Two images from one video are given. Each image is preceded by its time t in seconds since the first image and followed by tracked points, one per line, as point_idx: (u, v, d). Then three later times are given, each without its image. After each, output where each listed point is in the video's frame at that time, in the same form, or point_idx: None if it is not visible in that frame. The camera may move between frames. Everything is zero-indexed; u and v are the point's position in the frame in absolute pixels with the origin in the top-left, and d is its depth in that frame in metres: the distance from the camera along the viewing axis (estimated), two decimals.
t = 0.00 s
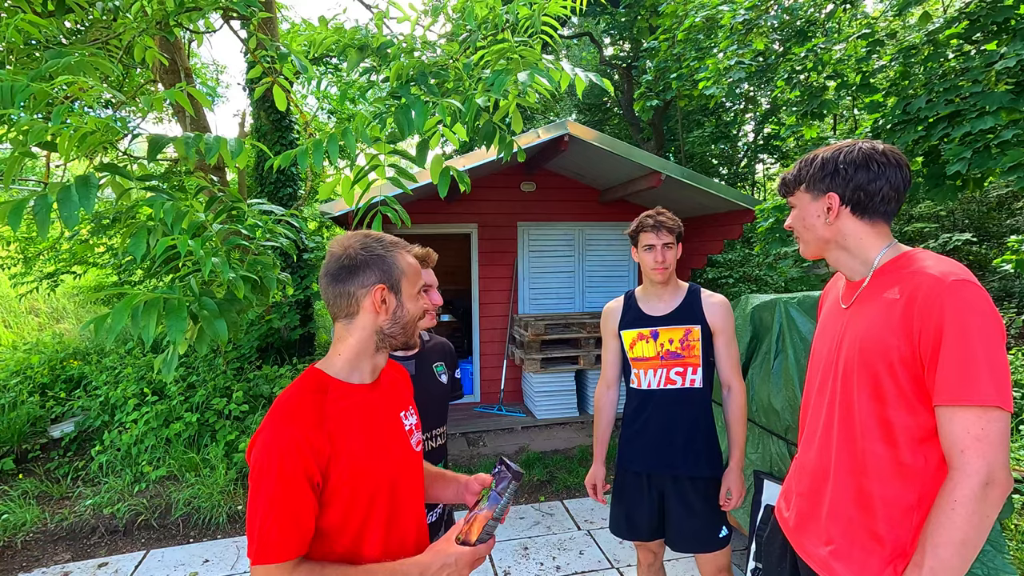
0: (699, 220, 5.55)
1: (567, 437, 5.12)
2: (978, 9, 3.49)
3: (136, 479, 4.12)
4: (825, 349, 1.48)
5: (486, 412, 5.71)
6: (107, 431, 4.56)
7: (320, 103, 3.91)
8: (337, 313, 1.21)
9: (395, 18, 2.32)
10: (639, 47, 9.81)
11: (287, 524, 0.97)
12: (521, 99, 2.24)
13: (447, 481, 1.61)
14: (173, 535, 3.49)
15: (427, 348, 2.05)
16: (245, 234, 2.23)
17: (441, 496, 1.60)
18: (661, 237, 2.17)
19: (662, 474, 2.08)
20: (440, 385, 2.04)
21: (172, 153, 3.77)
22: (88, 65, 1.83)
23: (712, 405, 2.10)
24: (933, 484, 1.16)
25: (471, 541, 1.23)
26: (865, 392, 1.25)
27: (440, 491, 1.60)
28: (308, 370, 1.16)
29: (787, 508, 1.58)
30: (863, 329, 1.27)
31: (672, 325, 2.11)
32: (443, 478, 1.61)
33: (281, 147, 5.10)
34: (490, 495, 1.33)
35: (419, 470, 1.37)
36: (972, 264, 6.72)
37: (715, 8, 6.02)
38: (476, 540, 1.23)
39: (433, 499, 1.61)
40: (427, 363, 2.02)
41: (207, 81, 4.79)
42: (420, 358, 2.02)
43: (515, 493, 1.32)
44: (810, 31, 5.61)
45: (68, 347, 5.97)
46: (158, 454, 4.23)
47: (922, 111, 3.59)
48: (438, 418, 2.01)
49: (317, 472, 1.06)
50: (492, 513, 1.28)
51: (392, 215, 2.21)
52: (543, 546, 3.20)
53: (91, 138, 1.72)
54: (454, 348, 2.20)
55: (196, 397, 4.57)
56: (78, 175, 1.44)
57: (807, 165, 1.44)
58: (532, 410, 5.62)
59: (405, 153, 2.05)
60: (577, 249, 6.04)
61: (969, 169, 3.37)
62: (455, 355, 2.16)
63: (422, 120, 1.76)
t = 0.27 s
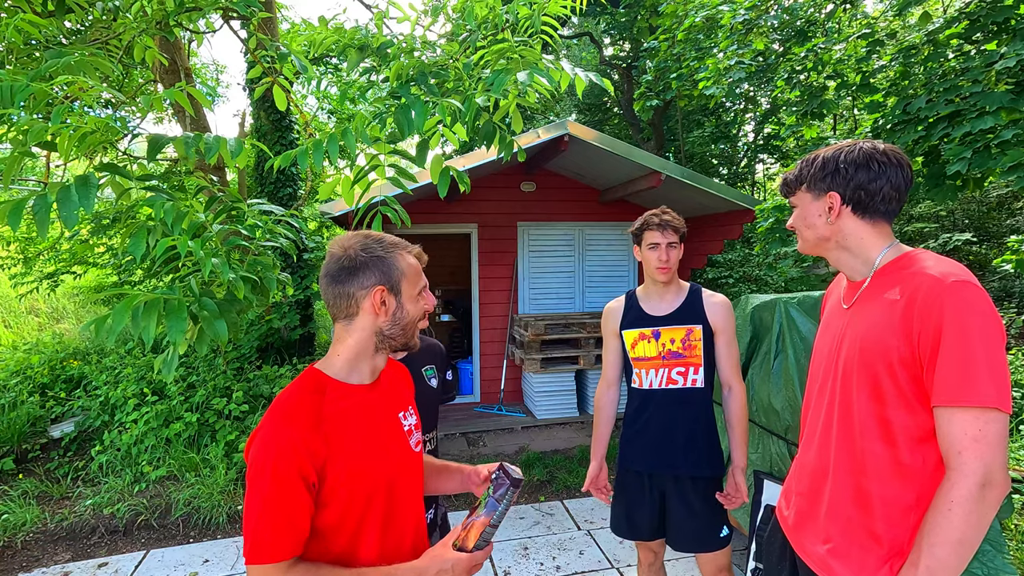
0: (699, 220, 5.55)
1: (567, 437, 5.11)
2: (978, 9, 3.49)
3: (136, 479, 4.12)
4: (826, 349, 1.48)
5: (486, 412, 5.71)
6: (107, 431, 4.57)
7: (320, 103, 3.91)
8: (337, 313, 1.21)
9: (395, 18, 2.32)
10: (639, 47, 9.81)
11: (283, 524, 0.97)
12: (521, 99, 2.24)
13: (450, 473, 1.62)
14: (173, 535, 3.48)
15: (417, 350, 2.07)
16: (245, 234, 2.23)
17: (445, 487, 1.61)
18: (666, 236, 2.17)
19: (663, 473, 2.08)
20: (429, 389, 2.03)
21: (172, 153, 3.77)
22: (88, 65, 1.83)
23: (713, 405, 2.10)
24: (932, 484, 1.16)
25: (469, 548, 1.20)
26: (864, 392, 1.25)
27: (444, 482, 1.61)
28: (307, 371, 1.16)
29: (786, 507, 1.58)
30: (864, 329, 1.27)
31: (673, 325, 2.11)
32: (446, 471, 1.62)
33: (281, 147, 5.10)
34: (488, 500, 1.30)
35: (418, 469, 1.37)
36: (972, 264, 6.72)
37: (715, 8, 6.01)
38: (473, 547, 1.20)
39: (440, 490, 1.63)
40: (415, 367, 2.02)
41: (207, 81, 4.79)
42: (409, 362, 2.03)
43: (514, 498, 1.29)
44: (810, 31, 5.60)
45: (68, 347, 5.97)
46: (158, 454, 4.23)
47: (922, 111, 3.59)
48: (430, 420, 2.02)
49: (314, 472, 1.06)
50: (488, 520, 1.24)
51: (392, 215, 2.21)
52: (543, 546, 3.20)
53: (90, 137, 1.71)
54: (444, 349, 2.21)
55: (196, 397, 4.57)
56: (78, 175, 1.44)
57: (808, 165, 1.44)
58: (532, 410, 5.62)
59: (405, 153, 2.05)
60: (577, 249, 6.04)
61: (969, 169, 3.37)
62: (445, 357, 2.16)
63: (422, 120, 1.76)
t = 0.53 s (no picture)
0: (699, 220, 5.55)
1: (567, 437, 5.11)
2: (978, 9, 3.49)
3: (136, 479, 4.12)
4: (826, 350, 1.48)
5: (486, 412, 5.71)
6: (107, 431, 4.57)
7: (320, 103, 3.91)
8: (335, 313, 1.21)
9: (395, 18, 2.32)
10: (639, 47, 9.81)
11: (279, 526, 0.97)
12: (521, 98, 2.24)
13: (455, 455, 1.63)
14: (173, 535, 3.48)
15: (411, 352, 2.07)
16: (245, 234, 2.23)
17: (452, 470, 1.62)
18: (668, 235, 2.16)
19: (665, 473, 2.08)
20: (423, 391, 2.05)
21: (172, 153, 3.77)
22: (88, 65, 1.83)
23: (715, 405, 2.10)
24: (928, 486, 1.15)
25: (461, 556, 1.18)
26: (861, 393, 1.25)
27: (450, 466, 1.62)
28: (306, 371, 1.17)
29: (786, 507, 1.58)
30: (862, 331, 1.27)
31: (676, 324, 2.11)
32: (450, 454, 1.63)
33: (281, 147, 5.10)
34: (481, 510, 1.30)
35: (418, 469, 1.37)
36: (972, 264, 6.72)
37: (715, 8, 6.01)
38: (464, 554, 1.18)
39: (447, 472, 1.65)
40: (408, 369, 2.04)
41: (207, 81, 4.79)
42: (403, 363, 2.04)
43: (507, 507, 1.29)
44: (810, 31, 5.60)
45: (68, 347, 5.98)
46: (158, 454, 4.24)
47: (922, 111, 3.59)
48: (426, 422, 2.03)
49: (311, 473, 1.06)
50: (481, 527, 1.23)
51: (392, 215, 2.21)
52: (543, 546, 3.21)
53: (91, 138, 1.72)
54: (438, 350, 2.22)
55: (196, 397, 4.57)
56: (78, 175, 1.44)
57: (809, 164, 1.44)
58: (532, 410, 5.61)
59: (405, 153, 2.05)
60: (577, 249, 6.04)
61: (969, 169, 3.37)
62: (440, 359, 2.18)
63: (422, 120, 1.76)
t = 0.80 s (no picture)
0: (699, 220, 5.55)
1: (566, 437, 5.12)
2: (978, 9, 3.49)
3: (136, 479, 4.12)
4: (826, 351, 1.48)
5: (486, 412, 5.72)
6: (107, 431, 4.57)
7: (320, 102, 3.91)
8: (331, 314, 1.21)
9: (395, 18, 2.33)
10: (639, 47, 9.81)
11: (276, 526, 0.97)
12: (521, 98, 2.24)
13: (462, 448, 1.63)
14: (173, 535, 3.48)
15: (415, 352, 2.05)
16: (245, 234, 2.23)
17: (458, 463, 1.62)
18: (671, 236, 2.17)
19: (667, 473, 2.07)
20: (430, 393, 2.04)
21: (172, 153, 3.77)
22: (88, 65, 1.83)
23: (716, 404, 2.10)
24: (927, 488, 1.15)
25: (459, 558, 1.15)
26: (860, 394, 1.25)
27: (457, 459, 1.62)
28: (302, 371, 1.17)
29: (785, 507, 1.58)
30: (862, 332, 1.27)
31: (677, 324, 2.11)
32: (456, 448, 1.63)
33: (281, 147, 5.10)
34: (478, 512, 1.28)
35: (416, 468, 1.37)
36: (972, 264, 6.72)
37: (715, 8, 6.01)
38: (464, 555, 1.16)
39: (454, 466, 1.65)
40: (415, 370, 2.03)
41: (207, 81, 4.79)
42: (407, 364, 2.02)
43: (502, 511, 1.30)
44: (810, 31, 5.60)
45: (68, 347, 5.98)
46: (158, 454, 4.24)
47: (922, 111, 3.59)
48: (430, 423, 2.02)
49: (307, 473, 1.06)
50: (480, 528, 1.22)
51: (391, 215, 2.20)
52: (543, 546, 3.20)
53: (91, 138, 1.73)
54: (442, 349, 2.19)
55: (196, 397, 4.57)
56: (78, 175, 1.44)
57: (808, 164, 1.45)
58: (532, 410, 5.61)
59: (405, 153, 2.05)
60: (577, 249, 6.04)
61: (969, 169, 3.37)
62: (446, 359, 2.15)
63: (422, 120, 1.76)
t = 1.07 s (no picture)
0: (699, 220, 5.55)
1: (566, 437, 5.12)
2: (978, 9, 3.49)
3: (136, 479, 4.12)
4: (825, 351, 1.48)
5: (486, 412, 5.71)
6: (107, 431, 4.57)
7: (320, 102, 3.91)
8: (326, 313, 1.21)
9: (395, 18, 2.33)
10: (639, 47, 9.81)
11: (277, 523, 0.97)
12: (521, 98, 2.24)
13: (469, 435, 1.62)
14: (173, 535, 3.48)
15: (427, 352, 2.04)
16: (245, 234, 2.23)
17: (467, 451, 1.61)
18: (677, 236, 2.18)
19: (668, 473, 2.07)
20: (442, 391, 2.04)
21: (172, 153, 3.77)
22: (87, 65, 1.83)
23: (717, 404, 2.10)
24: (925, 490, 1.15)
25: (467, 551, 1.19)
26: (858, 394, 1.25)
27: (465, 447, 1.61)
28: (299, 371, 1.17)
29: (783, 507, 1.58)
30: (861, 332, 1.27)
31: (679, 325, 2.11)
32: (463, 436, 1.62)
33: (281, 147, 5.10)
34: (485, 497, 1.30)
35: (414, 465, 1.37)
36: (972, 264, 6.72)
37: (715, 8, 6.01)
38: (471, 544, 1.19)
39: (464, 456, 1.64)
40: (428, 368, 2.01)
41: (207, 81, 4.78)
42: (420, 363, 2.00)
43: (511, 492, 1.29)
44: (810, 30, 5.61)
45: (68, 347, 5.98)
46: (158, 454, 4.24)
47: (922, 111, 3.59)
48: (441, 423, 2.02)
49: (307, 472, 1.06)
50: (486, 512, 1.24)
51: (391, 215, 2.20)
52: (543, 546, 3.20)
53: (91, 138, 1.72)
54: (454, 350, 2.18)
55: (196, 397, 4.58)
56: (77, 176, 1.44)
57: (811, 163, 1.44)
58: (532, 410, 5.61)
59: (405, 153, 2.05)
60: (577, 249, 6.04)
61: (969, 168, 3.37)
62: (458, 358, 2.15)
63: (422, 120, 1.76)
